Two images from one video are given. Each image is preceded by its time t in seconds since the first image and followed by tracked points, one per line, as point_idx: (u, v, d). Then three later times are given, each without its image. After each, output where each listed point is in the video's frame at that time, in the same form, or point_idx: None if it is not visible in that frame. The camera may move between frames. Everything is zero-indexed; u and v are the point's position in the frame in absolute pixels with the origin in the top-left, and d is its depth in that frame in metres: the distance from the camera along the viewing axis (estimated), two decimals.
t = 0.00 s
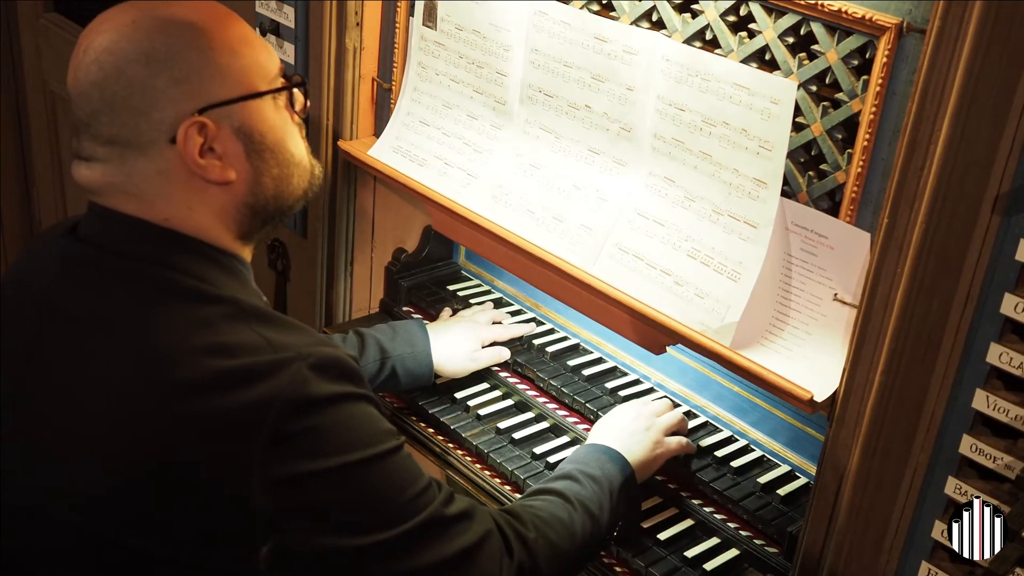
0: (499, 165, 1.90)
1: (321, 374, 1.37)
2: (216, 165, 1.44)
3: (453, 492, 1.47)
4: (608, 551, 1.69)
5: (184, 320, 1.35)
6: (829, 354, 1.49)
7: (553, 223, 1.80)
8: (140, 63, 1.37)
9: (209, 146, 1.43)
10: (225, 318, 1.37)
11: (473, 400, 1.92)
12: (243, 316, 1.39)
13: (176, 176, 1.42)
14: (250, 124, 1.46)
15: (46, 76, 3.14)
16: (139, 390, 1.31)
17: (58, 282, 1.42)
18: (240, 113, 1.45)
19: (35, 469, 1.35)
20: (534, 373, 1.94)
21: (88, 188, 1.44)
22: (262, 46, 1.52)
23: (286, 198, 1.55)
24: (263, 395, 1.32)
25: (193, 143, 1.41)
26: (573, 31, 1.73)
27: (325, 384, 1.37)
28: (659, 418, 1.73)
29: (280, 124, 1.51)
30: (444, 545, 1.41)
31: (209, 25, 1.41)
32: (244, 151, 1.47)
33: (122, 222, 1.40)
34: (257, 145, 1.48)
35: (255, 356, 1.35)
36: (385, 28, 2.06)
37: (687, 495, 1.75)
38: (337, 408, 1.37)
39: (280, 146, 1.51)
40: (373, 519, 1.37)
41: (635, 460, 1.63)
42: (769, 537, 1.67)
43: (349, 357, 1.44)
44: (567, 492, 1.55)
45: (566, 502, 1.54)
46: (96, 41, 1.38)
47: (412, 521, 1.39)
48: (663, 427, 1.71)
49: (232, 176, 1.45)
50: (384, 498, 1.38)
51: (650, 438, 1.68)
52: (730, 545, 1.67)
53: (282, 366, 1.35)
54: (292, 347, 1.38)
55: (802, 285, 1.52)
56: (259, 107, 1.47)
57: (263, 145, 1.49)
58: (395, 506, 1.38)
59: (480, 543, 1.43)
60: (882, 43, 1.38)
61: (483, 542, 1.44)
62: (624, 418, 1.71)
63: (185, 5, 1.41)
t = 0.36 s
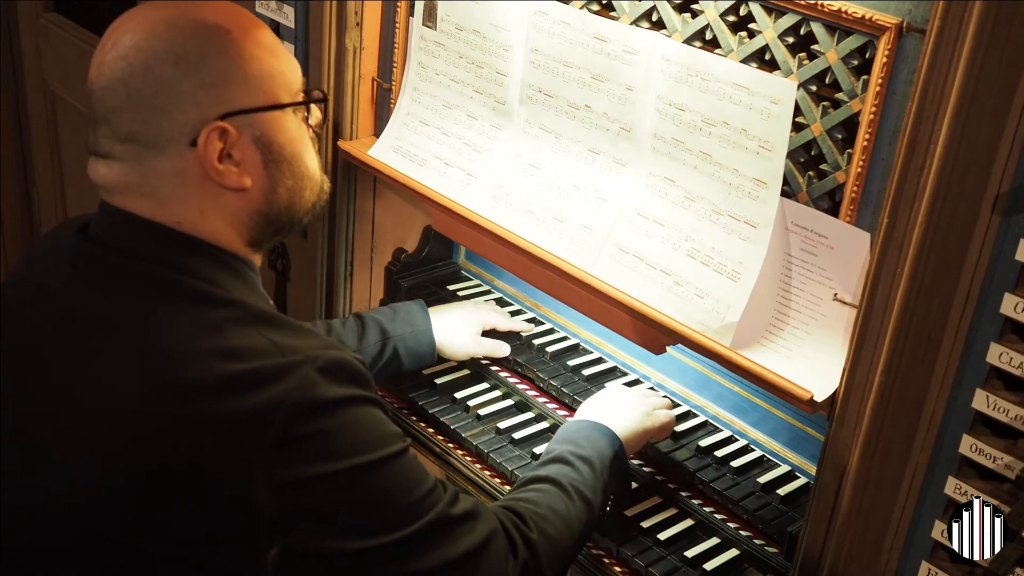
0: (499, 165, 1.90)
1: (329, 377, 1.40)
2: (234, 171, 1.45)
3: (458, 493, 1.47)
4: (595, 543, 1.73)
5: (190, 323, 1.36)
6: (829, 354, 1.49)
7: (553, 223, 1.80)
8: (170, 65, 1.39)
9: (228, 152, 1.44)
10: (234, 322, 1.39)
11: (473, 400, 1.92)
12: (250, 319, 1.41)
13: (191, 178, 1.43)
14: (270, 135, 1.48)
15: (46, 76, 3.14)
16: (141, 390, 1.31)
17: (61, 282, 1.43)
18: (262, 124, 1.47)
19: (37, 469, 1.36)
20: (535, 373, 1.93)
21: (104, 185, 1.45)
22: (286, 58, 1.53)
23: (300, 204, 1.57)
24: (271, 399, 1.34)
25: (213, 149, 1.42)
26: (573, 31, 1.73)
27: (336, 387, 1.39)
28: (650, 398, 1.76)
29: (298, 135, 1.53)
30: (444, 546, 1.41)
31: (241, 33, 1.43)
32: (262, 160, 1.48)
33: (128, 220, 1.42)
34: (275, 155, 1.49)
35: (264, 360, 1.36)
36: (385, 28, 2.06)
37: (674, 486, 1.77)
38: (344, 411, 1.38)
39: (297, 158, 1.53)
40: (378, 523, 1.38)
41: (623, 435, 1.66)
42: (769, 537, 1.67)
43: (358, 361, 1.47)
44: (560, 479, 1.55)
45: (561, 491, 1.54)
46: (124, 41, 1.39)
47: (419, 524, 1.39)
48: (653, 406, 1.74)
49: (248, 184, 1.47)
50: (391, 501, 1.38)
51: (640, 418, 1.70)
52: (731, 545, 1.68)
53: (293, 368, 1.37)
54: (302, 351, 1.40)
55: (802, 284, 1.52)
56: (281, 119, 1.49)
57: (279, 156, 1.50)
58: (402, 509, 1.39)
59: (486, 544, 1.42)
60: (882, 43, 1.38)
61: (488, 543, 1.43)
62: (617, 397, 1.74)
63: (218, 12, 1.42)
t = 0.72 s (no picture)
0: (499, 165, 1.90)
1: (343, 385, 1.40)
2: (243, 183, 1.44)
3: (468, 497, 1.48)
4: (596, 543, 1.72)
5: (193, 325, 1.35)
6: (829, 354, 1.49)
7: (553, 223, 1.80)
8: (178, 79, 1.37)
9: (238, 163, 1.43)
10: (246, 329, 1.39)
11: (473, 400, 1.92)
12: (266, 327, 1.41)
13: (201, 190, 1.42)
14: (280, 142, 1.47)
15: (46, 76, 3.14)
16: (143, 390, 1.32)
17: (63, 283, 1.43)
18: (272, 132, 1.45)
19: (38, 469, 1.36)
20: (535, 373, 1.93)
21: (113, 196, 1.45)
22: (295, 59, 1.51)
23: (313, 202, 1.56)
24: (284, 406, 1.34)
25: (223, 161, 1.41)
26: (573, 31, 1.73)
27: (349, 394, 1.40)
28: (647, 402, 1.75)
29: (308, 140, 1.52)
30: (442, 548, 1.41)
31: (248, 41, 1.41)
32: (272, 169, 1.47)
33: (134, 228, 1.41)
34: (285, 163, 1.49)
35: (275, 366, 1.37)
36: (385, 28, 2.06)
37: (672, 485, 1.77)
38: (358, 418, 1.39)
39: (307, 161, 1.52)
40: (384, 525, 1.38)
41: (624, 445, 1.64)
42: (769, 537, 1.67)
43: (370, 364, 1.47)
44: (566, 486, 1.55)
45: (567, 497, 1.53)
46: (130, 51, 1.37)
47: (430, 529, 1.40)
48: (652, 413, 1.73)
49: (258, 195, 1.46)
50: (401, 506, 1.39)
51: (640, 425, 1.69)
52: (731, 545, 1.68)
53: (310, 375, 1.37)
54: (315, 357, 1.40)
55: (802, 284, 1.52)
56: (290, 124, 1.48)
57: (291, 163, 1.49)
58: (412, 514, 1.40)
59: (494, 547, 1.43)
60: (881, 43, 1.38)
61: (496, 546, 1.43)
62: (616, 401, 1.73)
63: (224, 20, 1.40)
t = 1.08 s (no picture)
0: (499, 165, 1.90)
1: (348, 396, 1.40)
2: (256, 201, 1.44)
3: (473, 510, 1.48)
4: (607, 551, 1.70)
5: (194, 326, 1.35)
6: (829, 354, 1.49)
7: (553, 223, 1.80)
8: (193, 98, 1.36)
9: (252, 181, 1.43)
10: (253, 338, 1.39)
11: (473, 400, 1.92)
12: (271, 335, 1.41)
13: (210, 206, 1.42)
14: (294, 159, 1.46)
15: (46, 76, 3.14)
16: (145, 390, 1.32)
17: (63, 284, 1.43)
18: (287, 148, 1.44)
19: (39, 470, 1.36)
20: (534, 373, 1.93)
21: (120, 205, 1.44)
22: (311, 71, 1.49)
23: (324, 216, 1.56)
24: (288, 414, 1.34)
25: (237, 180, 1.41)
26: (573, 31, 1.73)
27: (354, 405, 1.40)
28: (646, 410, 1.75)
29: (322, 154, 1.51)
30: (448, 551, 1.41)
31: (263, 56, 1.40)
32: (287, 186, 1.47)
33: (132, 228, 1.41)
34: (299, 180, 1.48)
35: (282, 379, 1.36)
36: (385, 28, 2.06)
37: (672, 485, 1.77)
38: (362, 431, 1.39)
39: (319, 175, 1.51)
40: (388, 531, 1.39)
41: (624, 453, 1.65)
42: (769, 537, 1.67)
43: (377, 375, 1.47)
44: (570, 498, 1.55)
45: (572, 509, 1.53)
46: (143, 65, 1.36)
47: (438, 538, 1.41)
48: (651, 419, 1.74)
49: (271, 212, 1.46)
50: (408, 515, 1.40)
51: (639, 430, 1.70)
52: (730, 545, 1.68)
53: (311, 390, 1.37)
54: (321, 368, 1.40)
55: (802, 284, 1.52)
56: (305, 140, 1.46)
57: (305, 179, 1.49)
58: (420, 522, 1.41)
59: (502, 559, 1.43)
60: (881, 43, 1.38)
61: (503, 559, 1.43)
62: (613, 410, 1.74)
63: (239, 35, 1.39)
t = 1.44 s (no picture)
0: (499, 165, 1.90)
1: (356, 402, 1.40)
2: (272, 194, 1.45)
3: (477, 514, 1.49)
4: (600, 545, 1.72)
5: (195, 323, 1.36)
6: (829, 354, 1.49)
7: (552, 223, 1.80)
8: (208, 92, 1.37)
9: (266, 174, 1.44)
10: (260, 343, 1.39)
11: (473, 400, 1.93)
12: (281, 340, 1.41)
13: (209, 207, 1.42)
14: (307, 153, 1.47)
15: (46, 76, 3.14)
16: (148, 388, 1.32)
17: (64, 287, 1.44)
18: (299, 143, 1.45)
19: (40, 473, 1.36)
20: (534, 374, 1.93)
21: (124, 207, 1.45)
22: (319, 69, 1.51)
23: (326, 212, 1.54)
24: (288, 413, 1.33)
25: (253, 173, 1.41)
26: (573, 31, 1.73)
27: (363, 411, 1.40)
28: (644, 402, 1.76)
29: (331, 150, 1.52)
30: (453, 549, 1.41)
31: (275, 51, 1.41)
32: (300, 180, 1.48)
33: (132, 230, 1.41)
34: (311, 173, 1.49)
35: (295, 383, 1.37)
36: (385, 28, 2.06)
37: (673, 485, 1.77)
38: (375, 437, 1.40)
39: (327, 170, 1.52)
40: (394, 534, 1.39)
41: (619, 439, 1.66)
42: (769, 537, 1.67)
43: (384, 380, 1.47)
44: (568, 494, 1.55)
45: (570, 506, 1.54)
46: (157, 60, 1.37)
47: (448, 541, 1.42)
48: (649, 411, 1.74)
49: (286, 206, 1.46)
50: (417, 521, 1.41)
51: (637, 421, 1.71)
52: (729, 545, 1.68)
53: (320, 395, 1.37)
54: (328, 373, 1.40)
55: (802, 284, 1.52)
56: (316, 135, 1.48)
57: (317, 173, 1.50)
58: (429, 527, 1.42)
59: (504, 564, 1.44)
60: (881, 43, 1.38)
61: (506, 564, 1.44)
62: (612, 400, 1.75)
63: (251, 31, 1.41)
